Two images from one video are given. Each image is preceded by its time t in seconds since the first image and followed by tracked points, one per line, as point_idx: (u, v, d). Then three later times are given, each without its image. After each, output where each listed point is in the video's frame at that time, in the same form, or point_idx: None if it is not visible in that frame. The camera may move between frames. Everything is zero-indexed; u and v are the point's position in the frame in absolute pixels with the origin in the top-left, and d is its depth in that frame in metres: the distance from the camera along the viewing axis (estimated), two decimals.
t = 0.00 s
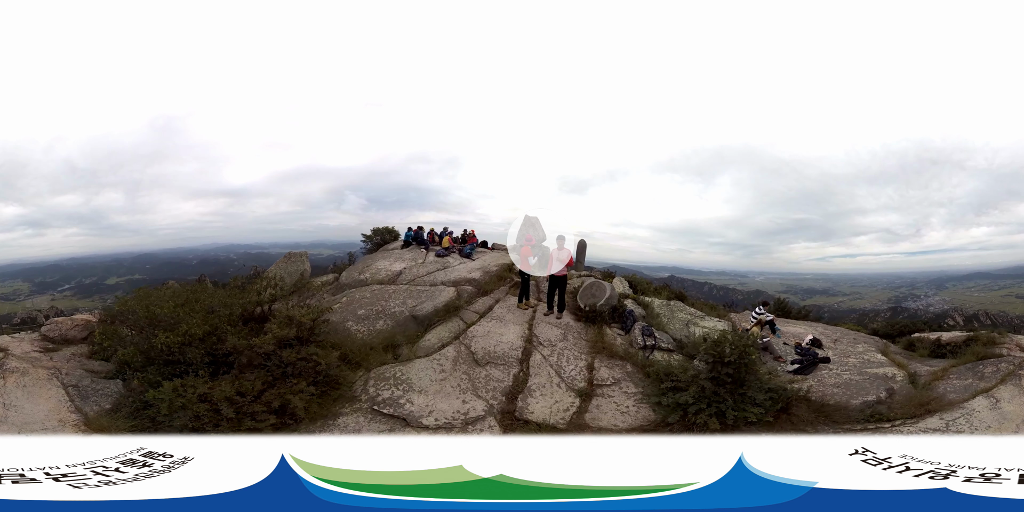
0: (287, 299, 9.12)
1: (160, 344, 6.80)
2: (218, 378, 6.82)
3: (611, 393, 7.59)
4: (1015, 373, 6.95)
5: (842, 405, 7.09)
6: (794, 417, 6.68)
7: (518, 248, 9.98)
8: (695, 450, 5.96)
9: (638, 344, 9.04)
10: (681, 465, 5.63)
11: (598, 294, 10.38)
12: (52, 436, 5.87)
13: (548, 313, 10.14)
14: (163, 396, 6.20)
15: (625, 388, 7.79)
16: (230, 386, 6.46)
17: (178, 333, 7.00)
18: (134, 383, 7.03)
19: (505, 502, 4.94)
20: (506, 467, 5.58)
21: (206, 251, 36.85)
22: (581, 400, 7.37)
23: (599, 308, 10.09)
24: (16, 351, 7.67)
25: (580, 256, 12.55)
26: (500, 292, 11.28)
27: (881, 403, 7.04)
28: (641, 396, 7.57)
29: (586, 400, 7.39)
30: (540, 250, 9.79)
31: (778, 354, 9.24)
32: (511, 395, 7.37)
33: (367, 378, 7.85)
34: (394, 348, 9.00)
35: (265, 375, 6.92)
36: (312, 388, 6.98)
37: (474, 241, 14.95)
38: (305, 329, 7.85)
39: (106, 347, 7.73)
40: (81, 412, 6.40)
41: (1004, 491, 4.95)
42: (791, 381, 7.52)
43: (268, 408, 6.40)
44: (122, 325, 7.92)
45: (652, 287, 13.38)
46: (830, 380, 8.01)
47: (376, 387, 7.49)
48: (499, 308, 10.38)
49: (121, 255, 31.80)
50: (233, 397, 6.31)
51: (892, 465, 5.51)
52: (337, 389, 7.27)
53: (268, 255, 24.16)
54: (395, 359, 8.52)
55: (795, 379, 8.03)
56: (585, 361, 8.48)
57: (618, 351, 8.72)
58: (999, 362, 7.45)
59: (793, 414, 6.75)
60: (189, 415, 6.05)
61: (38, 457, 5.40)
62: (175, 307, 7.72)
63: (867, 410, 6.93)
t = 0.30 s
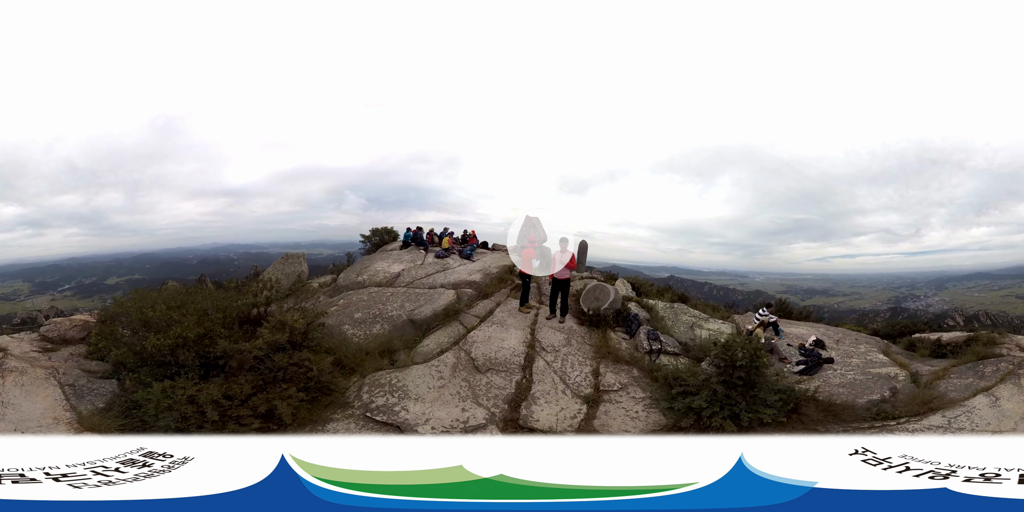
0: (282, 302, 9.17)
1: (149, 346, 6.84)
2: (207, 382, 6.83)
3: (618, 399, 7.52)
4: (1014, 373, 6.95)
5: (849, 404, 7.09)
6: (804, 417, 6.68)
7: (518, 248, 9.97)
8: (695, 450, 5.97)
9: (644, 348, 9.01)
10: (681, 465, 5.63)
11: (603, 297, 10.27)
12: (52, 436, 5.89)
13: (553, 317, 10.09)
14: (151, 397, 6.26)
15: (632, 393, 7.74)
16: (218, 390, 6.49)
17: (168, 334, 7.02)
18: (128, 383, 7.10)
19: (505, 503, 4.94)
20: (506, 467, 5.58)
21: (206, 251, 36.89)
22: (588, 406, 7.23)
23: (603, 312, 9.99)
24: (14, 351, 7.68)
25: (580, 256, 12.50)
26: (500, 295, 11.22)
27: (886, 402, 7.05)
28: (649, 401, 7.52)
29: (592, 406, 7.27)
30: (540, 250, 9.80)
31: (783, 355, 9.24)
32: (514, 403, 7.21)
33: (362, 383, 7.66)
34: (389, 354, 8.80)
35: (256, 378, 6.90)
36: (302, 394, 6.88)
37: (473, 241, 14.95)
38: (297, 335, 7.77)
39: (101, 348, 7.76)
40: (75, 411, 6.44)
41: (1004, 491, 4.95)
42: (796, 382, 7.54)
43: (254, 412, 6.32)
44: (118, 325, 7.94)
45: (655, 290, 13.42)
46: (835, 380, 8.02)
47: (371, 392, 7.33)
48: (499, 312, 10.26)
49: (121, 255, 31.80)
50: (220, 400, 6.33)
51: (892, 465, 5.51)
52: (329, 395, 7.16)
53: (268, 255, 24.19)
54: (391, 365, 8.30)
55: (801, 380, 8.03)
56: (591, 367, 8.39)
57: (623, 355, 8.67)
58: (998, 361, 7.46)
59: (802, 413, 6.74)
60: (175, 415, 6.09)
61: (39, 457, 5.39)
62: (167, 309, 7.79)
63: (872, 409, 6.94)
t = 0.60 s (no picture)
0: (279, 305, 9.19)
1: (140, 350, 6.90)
2: (195, 386, 6.81)
3: (628, 406, 7.35)
4: (1013, 374, 6.96)
5: (856, 403, 7.09)
6: (814, 417, 6.69)
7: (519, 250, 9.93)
8: (695, 450, 5.97)
9: (652, 354, 8.99)
10: (681, 465, 5.63)
11: (608, 303, 10.25)
12: (50, 437, 5.88)
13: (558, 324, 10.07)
14: (141, 399, 6.36)
15: (642, 399, 7.61)
16: (206, 395, 6.45)
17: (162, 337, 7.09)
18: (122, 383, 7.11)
19: (505, 502, 4.95)
20: (506, 467, 5.57)
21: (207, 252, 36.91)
22: (597, 414, 7.03)
23: (609, 318, 9.98)
24: (13, 351, 7.74)
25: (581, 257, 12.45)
26: (502, 301, 11.11)
27: (891, 401, 7.07)
28: (659, 407, 7.37)
29: (602, 414, 7.07)
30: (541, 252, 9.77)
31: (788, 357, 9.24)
32: (519, 413, 6.94)
33: (356, 391, 7.50)
34: (388, 362, 8.68)
35: (247, 384, 6.78)
36: (291, 403, 6.67)
37: (473, 243, 14.97)
38: (290, 343, 7.54)
39: (97, 351, 7.79)
40: (70, 410, 6.48)
41: (1004, 490, 4.94)
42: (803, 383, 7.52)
43: (240, 418, 6.25)
44: (116, 327, 7.98)
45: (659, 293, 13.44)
46: (840, 381, 8.01)
47: (366, 403, 7.08)
48: (501, 319, 10.18)
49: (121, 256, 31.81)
50: (207, 405, 6.28)
51: (892, 465, 5.52)
52: (320, 403, 6.94)
53: (268, 255, 24.21)
54: (388, 373, 8.15)
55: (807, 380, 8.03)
56: (597, 374, 8.28)
57: (630, 362, 8.58)
58: (999, 362, 7.46)
59: (813, 413, 6.75)
60: (160, 417, 6.13)
61: (39, 457, 5.40)
62: (162, 314, 7.85)
63: (878, 408, 6.94)
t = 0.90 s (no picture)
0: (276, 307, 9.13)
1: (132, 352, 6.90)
2: (184, 388, 6.78)
3: (635, 410, 7.22)
4: (1011, 373, 6.97)
5: (859, 402, 7.10)
6: (820, 416, 6.68)
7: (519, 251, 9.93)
8: (695, 450, 5.97)
9: (656, 358, 8.92)
10: (681, 465, 5.63)
11: (609, 308, 10.13)
12: (49, 437, 5.87)
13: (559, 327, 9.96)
14: (131, 399, 6.42)
15: (648, 402, 7.48)
16: (196, 398, 6.43)
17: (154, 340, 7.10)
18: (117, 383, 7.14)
19: (506, 503, 4.96)
20: (506, 467, 5.57)
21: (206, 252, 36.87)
22: (603, 420, 6.89)
23: (612, 322, 9.93)
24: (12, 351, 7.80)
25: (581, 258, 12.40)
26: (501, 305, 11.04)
27: (892, 400, 7.08)
28: (666, 410, 7.24)
29: (609, 419, 6.94)
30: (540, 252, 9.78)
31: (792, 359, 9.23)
32: (522, 420, 6.76)
33: (349, 397, 7.24)
34: (383, 367, 8.47)
35: (238, 387, 6.70)
36: (281, 408, 6.53)
37: (473, 245, 14.97)
38: (283, 347, 7.47)
39: (92, 351, 7.78)
40: (63, 410, 6.51)
41: (1004, 490, 4.94)
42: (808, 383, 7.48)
43: (226, 422, 6.14)
44: (112, 328, 7.97)
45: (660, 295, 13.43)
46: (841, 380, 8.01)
47: (358, 408, 6.91)
48: (502, 323, 10.02)
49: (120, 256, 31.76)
50: (195, 407, 6.26)
51: (892, 465, 5.52)
52: (311, 409, 6.77)
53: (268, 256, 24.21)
54: (384, 380, 7.89)
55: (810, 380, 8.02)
56: (601, 379, 8.12)
57: (634, 366, 8.49)
58: (997, 361, 7.47)
59: (819, 413, 6.75)
60: (147, 418, 6.18)
61: (38, 457, 5.41)
62: (155, 317, 7.82)
63: (880, 407, 6.95)
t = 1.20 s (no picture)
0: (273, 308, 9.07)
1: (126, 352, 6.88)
2: (176, 388, 6.73)
3: (643, 411, 7.17)
4: (1010, 372, 6.98)
5: (862, 400, 7.10)
6: (826, 415, 6.69)
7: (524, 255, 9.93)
8: (696, 450, 5.97)
9: (661, 359, 8.87)
10: (681, 465, 5.64)
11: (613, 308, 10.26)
12: (48, 437, 5.86)
13: (562, 329, 9.93)
14: (123, 398, 6.35)
15: (655, 404, 7.42)
16: (187, 398, 6.32)
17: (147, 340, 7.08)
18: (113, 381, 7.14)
19: (506, 503, 4.96)
20: (506, 467, 5.57)
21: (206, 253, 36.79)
22: (610, 423, 6.79)
23: (615, 324, 9.94)
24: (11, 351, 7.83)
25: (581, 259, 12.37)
26: (501, 306, 10.99)
27: (894, 399, 7.08)
28: (675, 412, 7.18)
29: (617, 421, 6.88)
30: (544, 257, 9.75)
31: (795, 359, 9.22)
32: (526, 425, 6.63)
33: (345, 401, 7.17)
34: (381, 370, 8.45)
35: (231, 388, 6.59)
36: (273, 411, 6.43)
37: (473, 245, 14.97)
38: (277, 349, 7.36)
39: (89, 351, 7.77)
40: (59, 408, 6.53)
41: (1004, 491, 4.94)
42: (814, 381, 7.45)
43: (215, 423, 6.05)
44: (109, 328, 7.94)
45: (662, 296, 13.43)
46: (844, 379, 8.00)
47: (354, 411, 6.84)
48: (503, 325, 10.00)
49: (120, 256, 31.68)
50: (186, 407, 6.16)
51: (892, 465, 5.52)
52: (306, 411, 6.66)
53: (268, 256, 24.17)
54: (381, 382, 7.87)
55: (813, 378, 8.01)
56: (607, 382, 8.04)
57: (639, 368, 8.43)
58: (997, 361, 7.47)
59: (825, 411, 6.77)
60: (138, 417, 6.14)
61: (38, 457, 5.42)
62: (150, 318, 7.78)
63: (883, 405, 6.95)
